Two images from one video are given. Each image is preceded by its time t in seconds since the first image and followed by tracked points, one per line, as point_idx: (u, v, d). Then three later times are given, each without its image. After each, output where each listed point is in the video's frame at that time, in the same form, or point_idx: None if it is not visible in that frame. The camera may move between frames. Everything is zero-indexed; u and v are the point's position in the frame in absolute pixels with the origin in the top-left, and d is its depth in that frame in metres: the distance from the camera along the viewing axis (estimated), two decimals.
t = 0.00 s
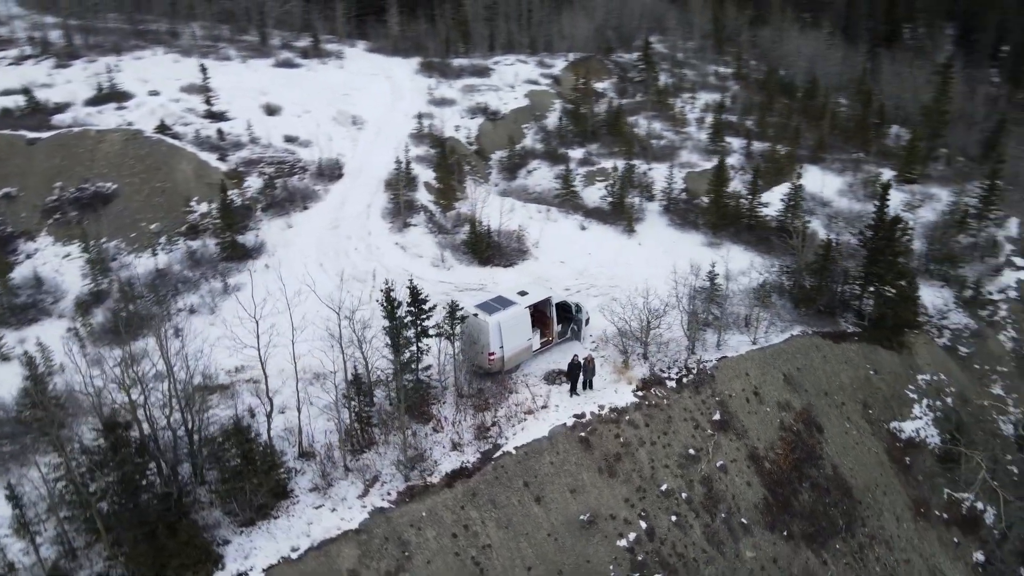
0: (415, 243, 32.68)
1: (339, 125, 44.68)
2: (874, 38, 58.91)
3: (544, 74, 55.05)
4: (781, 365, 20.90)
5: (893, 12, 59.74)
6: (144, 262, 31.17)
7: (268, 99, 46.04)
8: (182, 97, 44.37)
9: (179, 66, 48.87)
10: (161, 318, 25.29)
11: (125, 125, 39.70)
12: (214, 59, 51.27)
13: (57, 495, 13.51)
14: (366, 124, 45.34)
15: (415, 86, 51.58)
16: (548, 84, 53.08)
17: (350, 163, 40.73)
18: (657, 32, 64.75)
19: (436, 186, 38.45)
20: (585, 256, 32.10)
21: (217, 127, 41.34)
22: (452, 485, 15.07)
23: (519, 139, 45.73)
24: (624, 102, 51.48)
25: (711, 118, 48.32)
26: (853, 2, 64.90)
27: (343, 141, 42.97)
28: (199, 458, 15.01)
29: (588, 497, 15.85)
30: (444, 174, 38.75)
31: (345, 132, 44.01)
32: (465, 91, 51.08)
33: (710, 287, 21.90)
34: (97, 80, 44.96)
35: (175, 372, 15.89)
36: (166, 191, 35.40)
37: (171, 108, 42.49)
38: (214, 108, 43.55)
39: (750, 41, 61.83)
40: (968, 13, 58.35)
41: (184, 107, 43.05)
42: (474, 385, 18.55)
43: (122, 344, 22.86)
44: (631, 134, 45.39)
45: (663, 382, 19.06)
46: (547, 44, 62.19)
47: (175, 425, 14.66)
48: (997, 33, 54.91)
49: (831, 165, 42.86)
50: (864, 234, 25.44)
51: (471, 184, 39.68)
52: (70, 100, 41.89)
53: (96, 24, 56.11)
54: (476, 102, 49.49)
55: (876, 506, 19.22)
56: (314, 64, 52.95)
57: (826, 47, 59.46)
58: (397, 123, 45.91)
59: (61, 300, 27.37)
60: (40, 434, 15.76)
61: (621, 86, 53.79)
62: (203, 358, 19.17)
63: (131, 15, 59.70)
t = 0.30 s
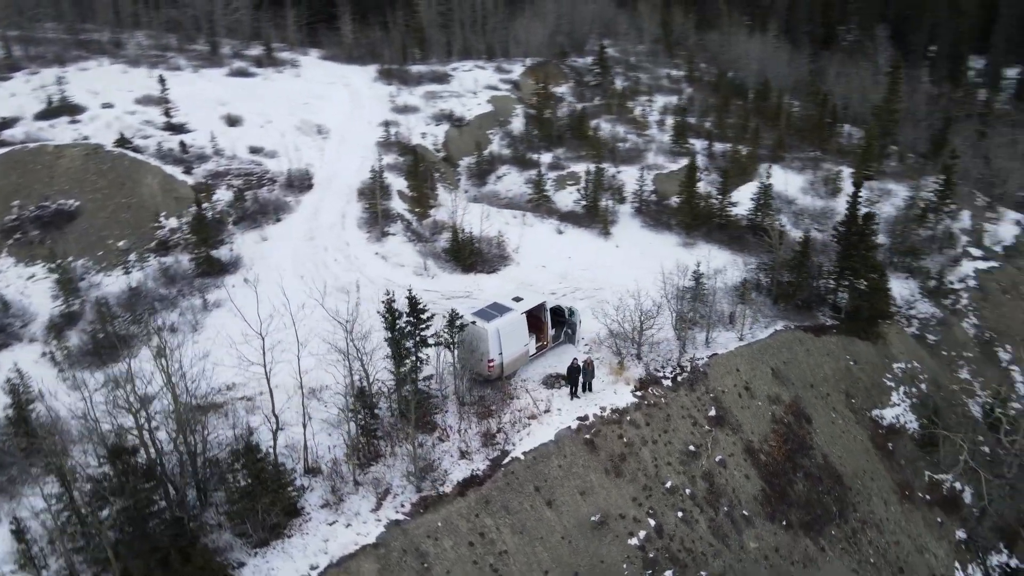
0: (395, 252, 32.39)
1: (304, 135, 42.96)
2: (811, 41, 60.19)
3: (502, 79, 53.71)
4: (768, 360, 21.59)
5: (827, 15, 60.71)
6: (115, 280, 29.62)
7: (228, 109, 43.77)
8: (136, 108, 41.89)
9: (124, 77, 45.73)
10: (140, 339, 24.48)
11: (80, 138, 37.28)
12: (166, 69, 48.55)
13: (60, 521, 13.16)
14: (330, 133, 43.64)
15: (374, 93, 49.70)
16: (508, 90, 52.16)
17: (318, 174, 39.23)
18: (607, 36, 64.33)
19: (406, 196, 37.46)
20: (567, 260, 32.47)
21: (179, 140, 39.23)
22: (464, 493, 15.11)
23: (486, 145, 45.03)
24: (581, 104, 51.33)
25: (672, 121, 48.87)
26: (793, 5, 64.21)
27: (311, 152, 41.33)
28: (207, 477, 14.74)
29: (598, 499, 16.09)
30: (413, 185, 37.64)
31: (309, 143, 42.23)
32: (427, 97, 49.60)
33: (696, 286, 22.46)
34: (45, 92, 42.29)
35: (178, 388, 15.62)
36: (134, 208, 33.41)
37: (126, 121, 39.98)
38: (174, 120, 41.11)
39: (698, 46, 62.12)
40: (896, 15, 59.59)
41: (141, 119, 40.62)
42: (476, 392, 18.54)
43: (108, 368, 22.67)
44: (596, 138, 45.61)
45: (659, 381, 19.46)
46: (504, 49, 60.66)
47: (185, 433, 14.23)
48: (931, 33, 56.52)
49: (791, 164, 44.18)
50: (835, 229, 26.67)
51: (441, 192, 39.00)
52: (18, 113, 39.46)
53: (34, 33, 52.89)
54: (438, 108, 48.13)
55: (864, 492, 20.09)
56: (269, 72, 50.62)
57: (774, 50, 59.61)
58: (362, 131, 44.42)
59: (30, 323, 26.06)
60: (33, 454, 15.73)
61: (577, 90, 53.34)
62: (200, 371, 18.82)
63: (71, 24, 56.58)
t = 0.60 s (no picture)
0: (377, 261, 31.89)
1: (269, 146, 40.68)
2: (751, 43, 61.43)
3: (463, 86, 52.65)
4: (756, 356, 22.25)
5: (768, 18, 61.31)
6: (87, 300, 27.53)
7: (188, 121, 40.97)
8: (90, 121, 39.01)
9: (72, 91, 42.30)
10: (123, 361, 23.97)
11: (32, 153, 34.15)
12: (116, 82, 45.27)
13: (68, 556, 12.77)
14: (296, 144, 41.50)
15: (335, 103, 47.76)
16: (470, 96, 51.32)
17: (288, 185, 37.28)
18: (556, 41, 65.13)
19: (382, 205, 36.32)
20: (548, 266, 32.76)
21: (141, 154, 36.51)
22: (478, 502, 15.26)
23: (453, 152, 44.00)
24: (540, 109, 51.45)
25: (634, 125, 49.70)
26: (733, 8, 65.64)
27: (279, 163, 39.11)
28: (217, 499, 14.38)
29: (608, 500, 16.45)
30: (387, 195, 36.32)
31: (275, 155, 39.93)
32: (390, 105, 48.05)
33: (682, 286, 22.93)
34: None
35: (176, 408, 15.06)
36: (100, 225, 30.81)
37: (80, 134, 36.98)
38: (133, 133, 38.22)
39: (647, 49, 63.32)
40: (833, 19, 60.84)
41: (97, 133, 37.67)
42: (478, 399, 18.51)
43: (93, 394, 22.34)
44: (562, 142, 46.19)
45: (655, 381, 19.86)
46: (461, 55, 59.69)
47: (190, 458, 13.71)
48: (867, 36, 58.28)
49: (753, 164, 45.30)
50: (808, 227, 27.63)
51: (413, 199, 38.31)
52: None
53: None
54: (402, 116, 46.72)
55: (853, 479, 20.91)
56: (224, 82, 47.83)
57: (725, 54, 60.20)
58: (328, 142, 42.41)
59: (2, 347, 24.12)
60: (29, 483, 16.01)
61: (535, 95, 53.54)
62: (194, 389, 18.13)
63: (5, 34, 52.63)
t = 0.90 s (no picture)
0: (359, 270, 31.47)
1: (234, 157, 39.07)
2: (697, 46, 63.01)
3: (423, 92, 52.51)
4: (743, 351, 22.94)
5: (710, 20, 63.83)
6: (59, 322, 25.16)
7: (147, 133, 38.97)
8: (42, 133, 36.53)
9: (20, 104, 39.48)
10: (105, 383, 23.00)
11: None
12: (61, 93, 42.61)
13: None
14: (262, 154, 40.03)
15: (297, 111, 46.68)
16: (431, 102, 51.07)
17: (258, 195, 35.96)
18: (508, 45, 65.77)
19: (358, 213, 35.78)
20: (530, 270, 33.08)
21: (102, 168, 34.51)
22: (493, 508, 15.47)
23: (422, 159, 44.19)
24: (500, 114, 51.66)
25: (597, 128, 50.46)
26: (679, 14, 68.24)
27: (246, 175, 37.60)
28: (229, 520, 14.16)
29: (616, 499, 16.84)
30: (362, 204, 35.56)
31: (240, 165, 38.37)
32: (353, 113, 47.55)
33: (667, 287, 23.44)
34: None
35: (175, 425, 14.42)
36: (67, 243, 27.99)
37: (34, 148, 34.56)
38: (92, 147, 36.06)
39: (598, 54, 64.48)
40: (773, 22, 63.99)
41: (52, 147, 35.33)
42: (481, 405, 18.60)
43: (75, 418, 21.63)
44: (528, 147, 46.66)
45: (650, 381, 20.32)
46: (419, 62, 60.06)
47: (199, 480, 13.40)
48: (809, 39, 60.79)
49: (717, 165, 46.45)
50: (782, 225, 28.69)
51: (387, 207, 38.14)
52: None
53: None
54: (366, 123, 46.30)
55: (840, 466, 21.77)
56: (177, 93, 45.86)
57: (677, 57, 61.38)
58: (293, 152, 41.12)
59: None
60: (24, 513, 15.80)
61: (494, 100, 53.79)
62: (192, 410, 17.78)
63: None
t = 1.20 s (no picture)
0: (342, 279, 31.22)
1: (199, 168, 38.13)
2: (647, 51, 64.57)
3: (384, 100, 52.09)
4: (730, 347, 23.63)
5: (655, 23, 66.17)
6: (32, 344, 24.03)
7: (106, 147, 37.83)
8: None
9: None
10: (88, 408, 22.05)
11: None
12: (7, 107, 40.89)
13: None
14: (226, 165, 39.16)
15: (257, 121, 45.83)
16: (394, 109, 50.78)
17: (228, 207, 35.23)
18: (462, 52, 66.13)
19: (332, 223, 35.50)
20: (512, 274, 33.38)
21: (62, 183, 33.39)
22: (508, 512, 15.72)
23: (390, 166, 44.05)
24: (461, 119, 51.63)
25: (560, 133, 51.03)
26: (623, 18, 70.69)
27: (213, 187, 36.74)
28: (247, 539, 14.02)
29: (625, 497, 17.28)
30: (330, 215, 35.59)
31: (206, 177, 37.46)
32: (316, 121, 46.99)
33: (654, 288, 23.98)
34: None
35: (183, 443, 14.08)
36: (32, 263, 26.77)
37: None
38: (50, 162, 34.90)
39: (551, 58, 65.18)
40: (712, 26, 66.56)
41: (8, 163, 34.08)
42: (484, 411, 18.76)
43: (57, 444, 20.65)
44: (496, 152, 46.82)
45: (646, 380, 20.77)
46: (376, 67, 59.76)
47: (215, 502, 13.20)
48: (755, 43, 62.84)
49: (682, 166, 47.49)
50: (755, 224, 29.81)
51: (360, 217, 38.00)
52: None
53: None
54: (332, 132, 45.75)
55: (827, 455, 22.64)
56: (129, 104, 44.61)
57: (633, 61, 62.55)
58: (258, 163, 40.33)
59: None
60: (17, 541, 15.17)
61: (454, 106, 53.85)
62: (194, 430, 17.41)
63: None
